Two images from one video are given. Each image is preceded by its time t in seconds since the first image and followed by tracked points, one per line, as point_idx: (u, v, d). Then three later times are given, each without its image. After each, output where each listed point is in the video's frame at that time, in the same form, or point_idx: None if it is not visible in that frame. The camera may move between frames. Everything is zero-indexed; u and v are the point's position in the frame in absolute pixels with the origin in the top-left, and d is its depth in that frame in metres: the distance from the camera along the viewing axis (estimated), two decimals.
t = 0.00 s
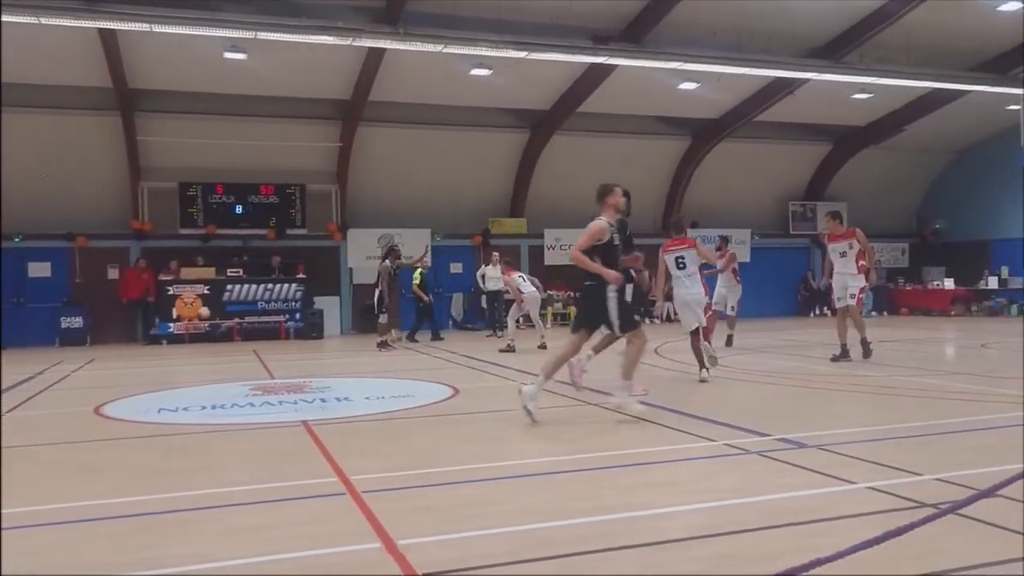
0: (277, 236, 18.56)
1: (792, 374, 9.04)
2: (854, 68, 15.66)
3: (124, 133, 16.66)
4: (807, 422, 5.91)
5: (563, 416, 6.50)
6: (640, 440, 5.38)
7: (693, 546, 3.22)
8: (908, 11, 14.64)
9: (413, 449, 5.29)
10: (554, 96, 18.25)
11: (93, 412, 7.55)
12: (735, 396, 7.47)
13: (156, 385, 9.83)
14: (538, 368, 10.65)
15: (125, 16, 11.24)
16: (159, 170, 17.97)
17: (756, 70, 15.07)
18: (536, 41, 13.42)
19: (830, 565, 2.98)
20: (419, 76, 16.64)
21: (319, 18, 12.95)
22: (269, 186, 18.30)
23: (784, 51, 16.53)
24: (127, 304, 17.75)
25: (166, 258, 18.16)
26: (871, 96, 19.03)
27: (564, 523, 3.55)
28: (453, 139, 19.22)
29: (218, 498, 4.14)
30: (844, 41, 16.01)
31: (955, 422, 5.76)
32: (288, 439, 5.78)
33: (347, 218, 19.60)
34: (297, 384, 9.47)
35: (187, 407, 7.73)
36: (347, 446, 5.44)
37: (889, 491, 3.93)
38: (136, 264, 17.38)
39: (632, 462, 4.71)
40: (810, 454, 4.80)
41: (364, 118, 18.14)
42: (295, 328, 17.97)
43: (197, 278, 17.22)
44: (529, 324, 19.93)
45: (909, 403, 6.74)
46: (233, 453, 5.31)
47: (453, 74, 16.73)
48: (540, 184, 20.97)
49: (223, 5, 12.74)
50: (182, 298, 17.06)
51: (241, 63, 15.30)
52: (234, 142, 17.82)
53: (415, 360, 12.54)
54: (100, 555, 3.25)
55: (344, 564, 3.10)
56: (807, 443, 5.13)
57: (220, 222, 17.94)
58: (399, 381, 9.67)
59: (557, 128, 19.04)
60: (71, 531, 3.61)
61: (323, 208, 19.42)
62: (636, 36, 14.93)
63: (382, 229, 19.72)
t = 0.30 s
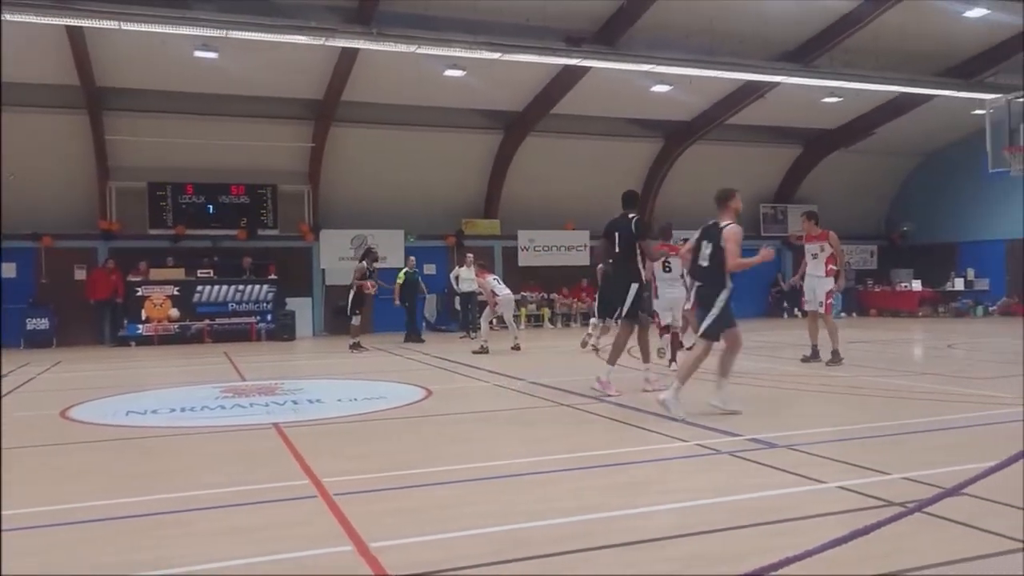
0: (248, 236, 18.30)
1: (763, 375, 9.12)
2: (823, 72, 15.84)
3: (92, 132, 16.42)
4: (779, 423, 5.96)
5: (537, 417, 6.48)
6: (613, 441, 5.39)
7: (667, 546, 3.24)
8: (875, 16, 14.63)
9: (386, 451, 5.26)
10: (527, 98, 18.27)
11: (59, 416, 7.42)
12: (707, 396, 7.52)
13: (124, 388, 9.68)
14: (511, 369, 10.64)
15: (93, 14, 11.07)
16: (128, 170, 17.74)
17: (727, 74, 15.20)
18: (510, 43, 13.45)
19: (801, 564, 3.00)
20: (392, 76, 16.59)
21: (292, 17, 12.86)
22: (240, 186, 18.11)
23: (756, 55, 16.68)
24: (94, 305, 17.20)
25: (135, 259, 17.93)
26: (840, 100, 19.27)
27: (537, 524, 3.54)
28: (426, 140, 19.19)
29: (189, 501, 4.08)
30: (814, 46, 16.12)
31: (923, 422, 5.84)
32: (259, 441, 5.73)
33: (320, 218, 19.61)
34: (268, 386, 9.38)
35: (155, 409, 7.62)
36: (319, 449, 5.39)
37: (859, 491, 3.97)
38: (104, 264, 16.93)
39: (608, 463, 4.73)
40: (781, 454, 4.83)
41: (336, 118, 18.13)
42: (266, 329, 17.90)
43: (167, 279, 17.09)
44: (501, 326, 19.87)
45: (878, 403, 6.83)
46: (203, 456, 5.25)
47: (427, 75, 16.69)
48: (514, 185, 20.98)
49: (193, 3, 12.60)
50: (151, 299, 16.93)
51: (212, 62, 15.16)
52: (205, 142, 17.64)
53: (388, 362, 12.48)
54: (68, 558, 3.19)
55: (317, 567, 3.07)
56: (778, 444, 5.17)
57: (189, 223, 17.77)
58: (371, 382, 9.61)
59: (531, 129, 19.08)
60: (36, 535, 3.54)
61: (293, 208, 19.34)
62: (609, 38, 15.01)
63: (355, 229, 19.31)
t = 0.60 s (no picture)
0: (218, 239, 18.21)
1: (734, 377, 9.20)
2: (793, 77, 16.02)
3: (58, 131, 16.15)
4: (749, 424, 6.01)
5: (509, 420, 6.48)
6: (585, 443, 5.41)
7: (637, 547, 3.24)
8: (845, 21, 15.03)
9: (357, 454, 5.24)
10: (500, 101, 18.29)
11: (24, 420, 7.27)
12: (678, 398, 7.56)
13: (90, 392, 9.52)
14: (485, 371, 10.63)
15: (58, 12, 10.85)
16: (95, 170, 17.48)
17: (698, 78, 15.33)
18: (483, 45, 13.44)
19: (770, 563, 3.02)
20: (365, 78, 16.52)
21: (263, 17, 12.76)
22: (210, 187, 17.98)
23: (727, 60, 16.84)
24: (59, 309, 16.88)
25: (102, 261, 17.58)
26: (810, 104, 19.51)
27: (507, 527, 3.54)
28: (399, 141, 19.15)
29: (155, 506, 4.02)
30: (784, 50, 16.33)
31: (891, 423, 5.92)
32: (228, 445, 5.67)
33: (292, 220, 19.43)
34: (238, 390, 9.27)
35: (122, 414, 7.50)
36: (289, 452, 5.34)
37: (827, 491, 4.01)
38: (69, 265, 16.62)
39: (579, 465, 4.74)
40: (750, 455, 4.88)
41: (308, 120, 17.97)
42: (236, 333, 17.64)
43: (136, 282, 16.89)
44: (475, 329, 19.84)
45: (847, 404, 6.91)
46: (168, 460, 5.18)
47: (400, 77, 16.66)
48: (488, 187, 20.98)
49: (162, 3, 12.45)
50: (119, 302, 16.73)
51: (182, 62, 14.99)
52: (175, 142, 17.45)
53: (361, 364, 12.40)
54: (28, 565, 3.12)
55: (287, 571, 3.04)
56: (749, 445, 5.21)
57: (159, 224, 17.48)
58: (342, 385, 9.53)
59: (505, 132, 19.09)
60: None
61: (264, 211, 19.10)
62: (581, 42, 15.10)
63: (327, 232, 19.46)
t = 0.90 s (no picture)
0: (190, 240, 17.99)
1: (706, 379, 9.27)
2: (765, 81, 16.18)
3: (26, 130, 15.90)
4: (721, 426, 6.05)
5: (482, 423, 6.48)
6: (558, 445, 5.42)
7: (609, 549, 3.25)
8: (814, 27, 15.19)
9: (329, 457, 5.20)
10: (475, 103, 18.29)
11: None
12: (651, 400, 7.60)
13: (58, 395, 9.37)
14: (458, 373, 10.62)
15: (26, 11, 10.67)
16: (63, 170, 17.23)
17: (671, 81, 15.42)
18: (457, 47, 13.42)
19: (740, 564, 3.04)
20: (338, 79, 16.44)
21: (236, 17, 12.66)
22: (181, 188, 17.81)
23: (699, 64, 16.99)
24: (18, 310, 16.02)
25: (69, 263, 17.39)
26: (782, 109, 19.72)
27: (481, 529, 3.53)
28: (373, 142, 19.08)
29: (124, 511, 3.96)
30: (756, 55, 16.49)
31: (860, 424, 6.00)
32: (198, 448, 5.60)
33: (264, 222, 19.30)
34: (209, 393, 9.18)
35: (90, 418, 7.40)
36: (260, 456, 5.29)
37: (797, 492, 4.05)
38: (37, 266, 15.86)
39: (552, 467, 4.74)
40: (722, 457, 4.91)
41: (281, 121, 17.85)
42: (207, 335, 17.43)
43: (105, 284, 16.65)
44: (449, 331, 19.82)
45: (817, 406, 7.00)
46: (137, 465, 5.12)
47: (374, 79, 16.60)
48: (462, 190, 21.01)
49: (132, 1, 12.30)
50: (87, 304, 16.41)
51: (152, 61, 14.82)
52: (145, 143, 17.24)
53: (334, 367, 12.34)
54: None
55: None
56: (720, 446, 5.25)
57: (128, 226, 17.35)
58: (314, 388, 9.47)
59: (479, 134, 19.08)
60: None
61: (236, 212, 19.00)
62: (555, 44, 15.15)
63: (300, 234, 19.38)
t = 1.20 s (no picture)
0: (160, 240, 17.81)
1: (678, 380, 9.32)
2: (737, 84, 16.32)
3: None
4: (693, 427, 6.09)
5: (455, 425, 6.46)
6: (532, 446, 5.42)
7: (584, 550, 3.25)
8: (786, 31, 15.35)
9: (301, 460, 5.16)
10: (449, 104, 18.27)
11: None
12: (625, 401, 7.64)
13: (24, 398, 9.20)
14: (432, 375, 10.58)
15: None
16: (31, 169, 16.95)
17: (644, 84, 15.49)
18: (431, 48, 13.41)
19: (710, 565, 3.06)
20: (312, 79, 16.35)
21: (207, 16, 12.54)
22: (151, 188, 17.60)
23: (673, 67, 17.12)
24: None
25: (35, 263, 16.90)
26: (754, 112, 19.91)
27: (453, 532, 3.52)
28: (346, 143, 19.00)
29: (92, 516, 3.90)
30: (728, 58, 16.65)
31: (830, 424, 6.06)
32: (168, 452, 5.53)
33: (236, 222, 19.14)
34: (179, 395, 9.07)
35: (58, 421, 7.28)
36: (230, 459, 5.24)
37: (768, 492, 4.08)
38: None
39: (524, 469, 4.74)
40: (694, 457, 4.94)
41: (253, 120, 17.71)
42: (178, 336, 17.28)
43: (73, 285, 16.20)
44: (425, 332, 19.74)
45: (788, 406, 7.07)
46: (105, 468, 5.04)
47: (348, 79, 16.54)
48: (435, 191, 20.97)
49: None
50: (55, 305, 15.95)
51: (123, 60, 14.64)
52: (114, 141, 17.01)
53: (306, 368, 12.25)
54: None
55: None
56: (692, 447, 5.28)
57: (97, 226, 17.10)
58: (286, 389, 9.40)
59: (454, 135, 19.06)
60: None
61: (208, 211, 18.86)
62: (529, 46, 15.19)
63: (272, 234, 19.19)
